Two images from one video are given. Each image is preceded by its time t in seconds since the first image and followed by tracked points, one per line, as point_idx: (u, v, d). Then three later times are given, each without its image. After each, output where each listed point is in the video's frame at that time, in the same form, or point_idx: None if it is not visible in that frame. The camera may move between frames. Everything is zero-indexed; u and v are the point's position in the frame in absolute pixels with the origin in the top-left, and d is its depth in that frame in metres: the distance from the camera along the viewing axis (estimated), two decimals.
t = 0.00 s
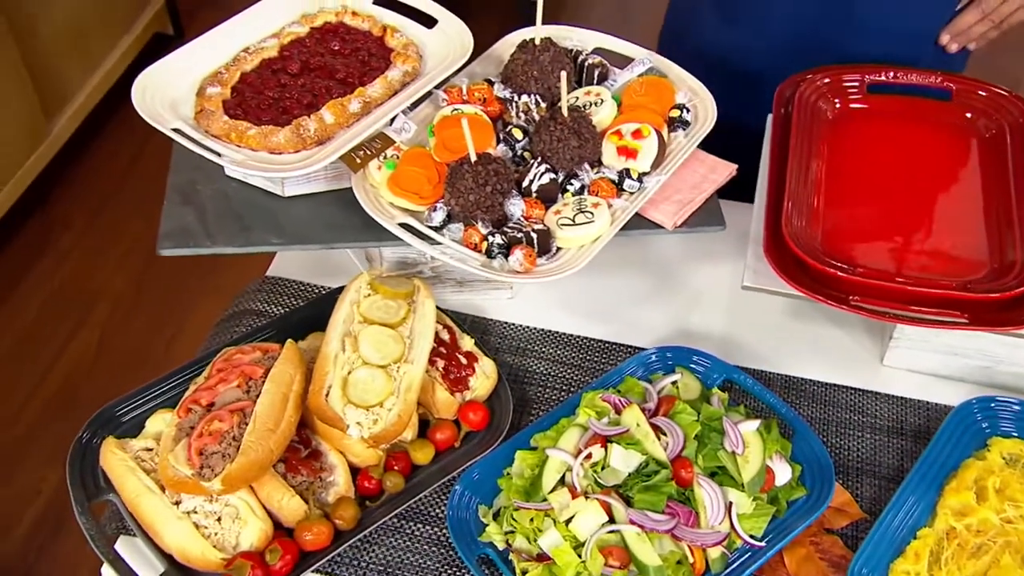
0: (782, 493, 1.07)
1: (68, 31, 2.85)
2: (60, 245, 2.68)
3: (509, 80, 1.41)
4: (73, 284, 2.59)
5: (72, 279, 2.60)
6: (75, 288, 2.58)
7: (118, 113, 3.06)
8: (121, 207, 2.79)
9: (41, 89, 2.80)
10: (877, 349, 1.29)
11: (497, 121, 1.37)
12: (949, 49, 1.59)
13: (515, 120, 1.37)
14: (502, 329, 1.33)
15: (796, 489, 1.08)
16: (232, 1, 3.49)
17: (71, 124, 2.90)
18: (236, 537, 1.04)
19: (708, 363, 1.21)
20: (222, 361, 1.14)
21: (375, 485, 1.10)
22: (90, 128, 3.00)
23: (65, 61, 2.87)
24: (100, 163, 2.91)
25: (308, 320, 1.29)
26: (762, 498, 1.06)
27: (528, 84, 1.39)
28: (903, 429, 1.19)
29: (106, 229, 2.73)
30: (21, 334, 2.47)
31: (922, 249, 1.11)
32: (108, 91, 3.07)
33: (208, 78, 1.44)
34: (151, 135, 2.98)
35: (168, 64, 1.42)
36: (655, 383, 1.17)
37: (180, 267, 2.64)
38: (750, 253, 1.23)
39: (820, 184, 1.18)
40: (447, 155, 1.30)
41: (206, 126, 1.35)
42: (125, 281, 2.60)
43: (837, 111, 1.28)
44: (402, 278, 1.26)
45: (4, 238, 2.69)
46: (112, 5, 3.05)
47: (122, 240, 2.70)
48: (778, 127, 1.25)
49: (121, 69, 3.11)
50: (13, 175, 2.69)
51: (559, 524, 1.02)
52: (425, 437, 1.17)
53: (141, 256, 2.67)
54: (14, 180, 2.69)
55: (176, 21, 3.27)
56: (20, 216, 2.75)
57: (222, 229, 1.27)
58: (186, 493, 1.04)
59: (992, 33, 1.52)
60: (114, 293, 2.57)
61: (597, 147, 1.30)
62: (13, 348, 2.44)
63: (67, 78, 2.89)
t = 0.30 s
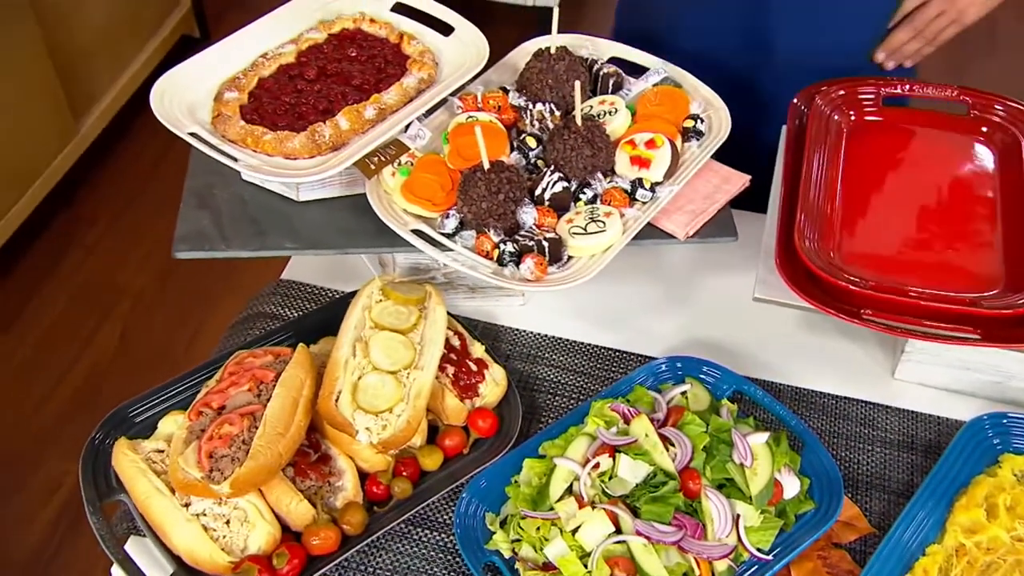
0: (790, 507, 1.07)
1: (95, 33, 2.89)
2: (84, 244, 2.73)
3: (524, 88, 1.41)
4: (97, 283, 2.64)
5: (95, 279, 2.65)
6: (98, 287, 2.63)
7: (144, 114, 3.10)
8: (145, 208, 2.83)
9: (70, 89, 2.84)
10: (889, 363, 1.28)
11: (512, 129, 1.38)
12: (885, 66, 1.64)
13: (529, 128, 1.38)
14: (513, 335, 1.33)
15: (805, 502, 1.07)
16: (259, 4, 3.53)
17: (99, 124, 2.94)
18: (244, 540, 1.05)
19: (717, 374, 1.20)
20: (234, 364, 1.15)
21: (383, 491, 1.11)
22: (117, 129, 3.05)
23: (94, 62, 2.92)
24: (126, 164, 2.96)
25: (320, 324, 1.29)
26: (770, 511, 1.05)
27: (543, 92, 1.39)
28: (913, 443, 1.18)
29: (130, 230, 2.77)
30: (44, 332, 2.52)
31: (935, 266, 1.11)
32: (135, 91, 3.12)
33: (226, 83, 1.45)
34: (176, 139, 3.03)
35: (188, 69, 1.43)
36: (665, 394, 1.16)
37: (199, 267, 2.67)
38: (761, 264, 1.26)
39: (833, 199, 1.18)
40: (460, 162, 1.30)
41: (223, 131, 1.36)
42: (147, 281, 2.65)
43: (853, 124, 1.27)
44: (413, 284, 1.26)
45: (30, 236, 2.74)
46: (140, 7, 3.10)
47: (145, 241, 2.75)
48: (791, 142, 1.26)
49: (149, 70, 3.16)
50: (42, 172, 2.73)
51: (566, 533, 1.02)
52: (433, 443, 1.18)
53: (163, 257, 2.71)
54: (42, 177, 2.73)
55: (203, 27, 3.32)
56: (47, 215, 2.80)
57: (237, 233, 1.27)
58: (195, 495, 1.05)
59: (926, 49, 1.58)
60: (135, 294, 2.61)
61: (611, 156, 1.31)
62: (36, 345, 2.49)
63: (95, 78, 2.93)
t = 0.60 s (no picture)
0: (798, 518, 1.06)
1: (124, 32, 2.92)
2: (109, 241, 2.77)
3: (540, 95, 1.42)
4: (120, 280, 2.67)
5: (118, 276, 2.68)
6: (120, 284, 2.66)
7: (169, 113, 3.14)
8: (169, 206, 2.86)
9: (99, 87, 2.87)
10: (900, 375, 1.28)
11: (526, 137, 1.38)
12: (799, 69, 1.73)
13: (543, 135, 1.38)
14: (524, 341, 1.33)
15: (813, 514, 1.07)
16: (286, 6, 3.56)
17: (126, 122, 2.97)
18: (253, 542, 1.06)
19: (727, 384, 1.20)
20: (246, 366, 1.16)
21: (391, 494, 1.12)
22: (143, 128, 3.09)
23: (122, 62, 2.95)
24: (151, 163, 3.00)
25: (332, 327, 1.30)
26: (778, 523, 1.05)
27: (557, 100, 1.40)
28: (924, 457, 1.18)
29: (154, 228, 2.81)
30: (67, 327, 2.55)
31: (948, 279, 1.11)
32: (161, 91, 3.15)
33: (243, 87, 1.47)
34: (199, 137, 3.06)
35: (206, 72, 1.45)
36: (674, 402, 1.17)
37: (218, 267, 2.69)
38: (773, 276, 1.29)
39: (846, 212, 1.18)
40: (474, 168, 1.31)
41: (240, 134, 1.40)
42: (168, 279, 2.68)
43: (867, 136, 1.27)
44: (425, 288, 1.27)
45: (55, 233, 2.78)
46: (167, 8, 3.13)
47: (167, 239, 2.78)
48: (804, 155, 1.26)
49: (175, 70, 3.19)
50: (70, 169, 2.76)
51: (572, 541, 1.02)
52: (443, 448, 1.18)
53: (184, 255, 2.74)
54: (71, 173, 2.76)
55: (229, 28, 3.35)
56: (73, 212, 2.84)
57: (252, 235, 1.27)
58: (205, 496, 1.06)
59: (834, 50, 1.66)
60: (155, 292, 2.64)
61: (624, 165, 1.31)
62: (59, 340, 2.52)
63: (123, 76, 2.96)
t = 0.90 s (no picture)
0: (809, 530, 1.06)
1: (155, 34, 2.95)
2: (133, 240, 2.80)
3: (557, 101, 1.42)
4: (143, 278, 2.70)
5: (142, 274, 2.71)
6: (143, 283, 2.68)
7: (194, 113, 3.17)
8: (193, 205, 2.90)
9: (129, 87, 2.90)
10: (914, 387, 1.27)
11: (542, 142, 1.39)
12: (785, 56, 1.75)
13: (559, 141, 1.38)
14: (537, 346, 1.34)
15: (824, 526, 1.06)
16: (312, 8, 3.59)
17: (154, 122, 3.00)
18: (264, 542, 1.07)
19: (740, 393, 1.20)
20: (261, 367, 1.17)
21: (403, 496, 1.12)
22: (169, 128, 3.12)
23: (152, 62, 2.97)
24: (177, 163, 3.02)
25: (347, 329, 1.30)
26: (788, 534, 1.05)
27: (574, 106, 1.40)
28: (937, 470, 1.17)
29: (177, 227, 2.83)
30: (90, 324, 2.58)
31: (964, 293, 1.10)
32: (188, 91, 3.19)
33: (265, 90, 1.51)
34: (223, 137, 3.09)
35: (229, 75, 1.48)
36: (686, 410, 1.17)
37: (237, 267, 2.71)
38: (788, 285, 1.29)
39: (862, 223, 1.18)
40: (491, 173, 1.31)
41: (259, 136, 1.42)
42: (190, 277, 2.70)
43: (883, 146, 1.26)
44: (440, 292, 1.28)
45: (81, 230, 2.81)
46: (197, 10, 3.15)
47: (189, 237, 2.80)
48: (820, 166, 1.26)
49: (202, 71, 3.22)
50: (100, 167, 2.80)
51: (582, 548, 1.03)
52: (454, 451, 1.19)
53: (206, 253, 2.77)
54: (100, 171, 2.80)
55: (256, 30, 3.39)
56: (99, 209, 2.88)
57: (270, 237, 1.28)
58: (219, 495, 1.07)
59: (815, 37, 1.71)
60: (177, 291, 2.66)
61: (640, 172, 1.31)
62: (83, 336, 2.55)
63: (152, 77, 2.99)
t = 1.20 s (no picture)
0: (827, 542, 1.05)
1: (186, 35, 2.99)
2: (160, 238, 2.83)
3: (579, 106, 1.42)
4: (169, 277, 2.72)
5: (167, 271, 2.73)
6: (168, 281, 2.71)
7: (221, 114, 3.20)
8: (219, 205, 2.92)
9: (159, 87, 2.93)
10: (935, 400, 1.26)
11: (564, 146, 1.38)
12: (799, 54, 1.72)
13: (581, 146, 1.38)
14: (556, 351, 1.34)
15: (841, 538, 1.06)
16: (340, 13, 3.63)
17: (182, 122, 3.03)
18: (281, 542, 1.07)
19: (758, 402, 1.20)
20: (280, 367, 1.18)
21: (418, 500, 1.13)
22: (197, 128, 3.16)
23: (182, 62, 3.01)
24: (203, 164, 3.05)
25: (366, 331, 1.31)
26: (806, 546, 1.04)
27: (597, 112, 1.40)
28: (956, 483, 1.16)
29: (203, 226, 2.86)
30: (116, 321, 2.60)
31: (986, 307, 1.09)
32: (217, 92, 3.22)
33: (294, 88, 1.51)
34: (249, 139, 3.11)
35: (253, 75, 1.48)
36: (704, 418, 1.16)
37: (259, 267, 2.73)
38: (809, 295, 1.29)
39: (884, 234, 1.18)
40: (512, 178, 1.31)
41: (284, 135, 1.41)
42: (215, 275, 2.72)
43: (907, 157, 1.25)
44: (459, 295, 1.28)
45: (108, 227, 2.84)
46: (227, 8, 3.19)
47: (213, 236, 2.83)
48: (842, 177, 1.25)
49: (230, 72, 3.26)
50: (125, 168, 2.83)
51: (596, 556, 1.02)
52: (471, 455, 1.19)
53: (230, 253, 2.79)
54: (125, 172, 2.83)
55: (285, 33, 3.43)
56: (127, 207, 2.91)
57: (292, 238, 1.29)
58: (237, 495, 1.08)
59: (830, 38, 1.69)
60: (201, 289, 2.68)
61: (661, 179, 1.31)
62: (109, 331, 2.58)
63: (181, 78, 3.02)
